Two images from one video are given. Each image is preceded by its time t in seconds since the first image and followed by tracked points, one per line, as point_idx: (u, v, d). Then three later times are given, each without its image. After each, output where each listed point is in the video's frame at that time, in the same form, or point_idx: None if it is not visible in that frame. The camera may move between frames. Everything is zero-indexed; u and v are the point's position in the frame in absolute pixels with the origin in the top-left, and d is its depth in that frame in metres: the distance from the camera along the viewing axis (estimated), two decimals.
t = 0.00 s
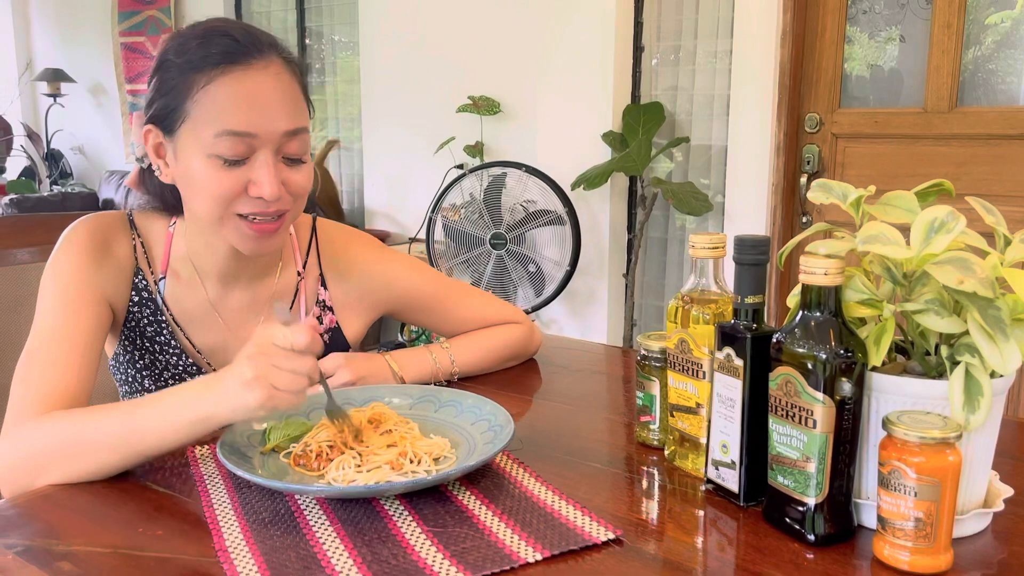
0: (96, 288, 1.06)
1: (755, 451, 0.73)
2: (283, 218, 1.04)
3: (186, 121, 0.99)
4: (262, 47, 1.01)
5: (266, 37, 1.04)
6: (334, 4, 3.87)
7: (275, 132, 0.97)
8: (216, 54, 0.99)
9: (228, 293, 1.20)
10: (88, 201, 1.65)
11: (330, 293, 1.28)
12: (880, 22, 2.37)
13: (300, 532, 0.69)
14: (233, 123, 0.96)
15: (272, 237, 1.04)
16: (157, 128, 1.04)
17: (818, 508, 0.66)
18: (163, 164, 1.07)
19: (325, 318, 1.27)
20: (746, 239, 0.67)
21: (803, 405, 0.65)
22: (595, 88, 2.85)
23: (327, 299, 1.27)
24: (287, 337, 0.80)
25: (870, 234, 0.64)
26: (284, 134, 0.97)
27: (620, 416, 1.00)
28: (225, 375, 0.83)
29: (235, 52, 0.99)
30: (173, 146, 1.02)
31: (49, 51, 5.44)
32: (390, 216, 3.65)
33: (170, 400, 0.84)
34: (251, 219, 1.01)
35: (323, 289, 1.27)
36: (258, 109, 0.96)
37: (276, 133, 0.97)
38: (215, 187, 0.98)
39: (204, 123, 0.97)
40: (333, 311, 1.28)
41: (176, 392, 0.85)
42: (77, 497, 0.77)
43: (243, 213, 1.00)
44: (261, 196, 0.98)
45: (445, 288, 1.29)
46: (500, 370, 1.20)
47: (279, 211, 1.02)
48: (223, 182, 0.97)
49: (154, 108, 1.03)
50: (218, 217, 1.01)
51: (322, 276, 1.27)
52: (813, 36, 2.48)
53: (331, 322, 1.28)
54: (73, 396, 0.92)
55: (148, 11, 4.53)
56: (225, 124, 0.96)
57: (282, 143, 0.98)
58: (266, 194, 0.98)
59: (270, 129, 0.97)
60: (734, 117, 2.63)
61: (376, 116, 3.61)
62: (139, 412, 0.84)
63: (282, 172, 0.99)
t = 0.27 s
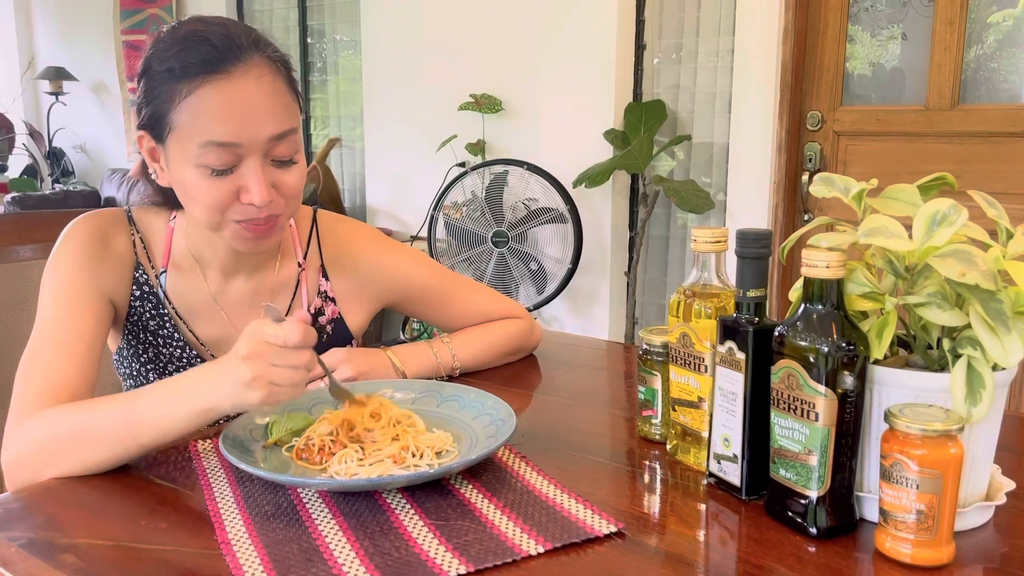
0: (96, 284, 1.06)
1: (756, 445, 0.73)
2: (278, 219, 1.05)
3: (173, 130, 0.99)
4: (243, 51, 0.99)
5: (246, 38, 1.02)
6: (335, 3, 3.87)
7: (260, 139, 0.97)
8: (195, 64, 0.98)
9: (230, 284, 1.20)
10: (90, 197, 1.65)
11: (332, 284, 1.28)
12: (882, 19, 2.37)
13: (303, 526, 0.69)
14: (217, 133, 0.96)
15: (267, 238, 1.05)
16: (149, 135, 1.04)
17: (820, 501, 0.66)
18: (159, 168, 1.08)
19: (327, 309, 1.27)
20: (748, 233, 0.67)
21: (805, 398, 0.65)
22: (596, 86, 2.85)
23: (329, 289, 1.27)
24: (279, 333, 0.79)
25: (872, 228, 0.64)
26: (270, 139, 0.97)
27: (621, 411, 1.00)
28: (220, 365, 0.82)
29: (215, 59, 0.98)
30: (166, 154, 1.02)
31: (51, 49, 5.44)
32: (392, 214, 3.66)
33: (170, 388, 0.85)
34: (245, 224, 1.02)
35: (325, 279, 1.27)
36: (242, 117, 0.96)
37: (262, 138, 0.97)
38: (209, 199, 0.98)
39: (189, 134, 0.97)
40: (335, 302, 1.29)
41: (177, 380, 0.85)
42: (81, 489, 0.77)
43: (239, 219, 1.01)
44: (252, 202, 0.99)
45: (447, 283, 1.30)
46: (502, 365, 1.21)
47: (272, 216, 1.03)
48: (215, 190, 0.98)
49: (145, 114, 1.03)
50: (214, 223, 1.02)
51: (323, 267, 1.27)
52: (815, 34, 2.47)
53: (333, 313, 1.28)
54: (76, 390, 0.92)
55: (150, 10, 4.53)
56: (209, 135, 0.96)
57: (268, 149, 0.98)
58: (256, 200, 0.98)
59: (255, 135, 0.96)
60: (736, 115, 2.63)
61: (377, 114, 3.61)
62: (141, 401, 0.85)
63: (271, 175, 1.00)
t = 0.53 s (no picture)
0: (101, 280, 1.06)
1: (759, 442, 0.73)
2: (287, 220, 1.06)
3: (200, 116, 0.99)
4: (285, 50, 1.00)
5: (286, 38, 1.03)
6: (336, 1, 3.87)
7: (286, 139, 0.97)
8: (236, 55, 0.98)
9: (233, 280, 1.20)
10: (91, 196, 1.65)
11: (334, 283, 1.28)
12: (884, 18, 2.37)
13: (306, 523, 0.69)
14: (246, 126, 0.96)
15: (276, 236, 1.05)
16: (173, 119, 1.05)
17: (823, 499, 0.66)
18: (177, 154, 1.08)
19: (329, 308, 1.27)
20: (751, 230, 0.67)
21: (808, 396, 0.65)
22: (598, 84, 2.85)
23: (331, 288, 1.28)
24: (313, 344, 0.79)
25: (875, 225, 0.64)
26: (297, 139, 0.98)
27: (623, 409, 1.00)
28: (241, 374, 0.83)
29: (256, 53, 0.99)
30: (186, 139, 1.02)
31: (52, 48, 5.45)
32: (393, 213, 3.66)
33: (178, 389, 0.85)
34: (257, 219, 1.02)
35: (327, 279, 1.27)
36: (273, 115, 0.96)
37: (289, 137, 0.97)
38: (222, 188, 0.99)
39: (217, 121, 0.97)
40: (338, 300, 1.29)
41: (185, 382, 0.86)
42: (83, 487, 0.77)
43: (248, 215, 1.02)
44: (268, 199, 0.99)
45: (449, 282, 1.30)
46: (503, 363, 1.21)
47: (284, 215, 1.03)
48: (232, 181, 0.98)
49: (172, 98, 1.04)
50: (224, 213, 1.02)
51: (326, 266, 1.28)
52: (816, 32, 2.47)
53: (335, 313, 1.28)
54: (80, 387, 0.92)
55: (151, 8, 4.54)
56: (239, 125, 0.96)
57: (292, 148, 0.99)
58: (273, 196, 0.99)
59: (285, 132, 0.97)
60: (737, 113, 2.63)
61: (379, 113, 3.61)
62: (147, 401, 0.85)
63: (292, 175, 1.00)
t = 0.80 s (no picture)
0: (113, 277, 1.06)
1: (762, 442, 0.73)
2: (307, 218, 1.04)
3: (217, 112, 0.99)
4: (301, 46, 1.01)
5: (302, 35, 1.04)
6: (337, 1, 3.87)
7: (303, 134, 0.97)
8: (253, 50, 0.99)
9: (246, 281, 1.20)
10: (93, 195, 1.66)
11: (345, 282, 1.28)
12: (886, 17, 2.36)
13: (310, 523, 0.69)
14: (263, 120, 0.96)
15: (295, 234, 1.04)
16: (190, 116, 1.05)
17: (827, 499, 0.66)
18: (196, 152, 1.08)
19: (339, 306, 1.27)
20: (754, 230, 0.67)
21: (812, 396, 0.65)
22: (599, 84, 2.85)
23: (341, 286, 1.27)
24: (311, 348, 0.78)
25: (878, 225, 0.64)
26: (313, 133, 0.97)
27: (625, 408, 1.00)
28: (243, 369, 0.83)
29: (272, 49, 1.00)
30: (204, 136, 1.03)
31: (53, 48, 5.45)
32: (394, 213, 3.66)
33: (183, 389, 0.85)
34: (275, 216, 1.01)
35: (338, 277, 1.27)
36: (289, 108, 0.96)
37: (305, 133, 0.97)
38: (240, 183, 0.98)
39: (233, 116, 0.97)
40: (347, 298, 1.28)
41: (191, 384, 0.85)
42: (88, 487, 0.77)
43: (267, 212, 1.00)
44: (286, 194, 0.98)
45: (453, 281, 1.30)
46: (507, 364, 1.20)
47: (303, 211, 1.02)
48: (250, 177, 0.97)
49: (190, 96, 1.05)
50: (242, 211, 1.01)
51: (337, 263, 1.28)
52: (817, 32, 2.47)
53: (345, 310, 1.28)
54: (85, 387, 0.92)
55: (152, 8, 4.54)
56: (255, 120, 0.96)
57: (309, 143, 0.98)
58: (290, 192, 0.98)
59: (301, 126, 0.96)
60: (738, 112, 2.63)
61: (380, 112, 3.61)
62: (153, 402, 0.85)
63: (309, 171, 0.99)
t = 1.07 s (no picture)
0: (111, 275, 1.06)
1: (761, 440, 0.72)
2: (307, 203, 1.03)
3: (209, 105, 1.00)
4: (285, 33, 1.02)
5: (286, 24, 1.05)
6: None
7: (295, 115, 0.97)
8: (239, 39, 1.00)
9: (245, 279, 1.20)
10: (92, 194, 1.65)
11: (342, 279, 1.28)
12: (886, 16, 2.36)
13: (308, 521, 0.69)
14: (254, 105, 0.96)
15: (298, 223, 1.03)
16: (183, 117, 1.05)
17: (826, 497, 0.66)
18: (190, 154, 1.08)
19: (336, 304, 1.26)
20: (753, 228, 0.67)
21: (812, 393, 0.65)
22: (599, 83, 2.85)
23: (339, 284, 1.27)
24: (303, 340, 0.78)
25: (879, 222, 0.64)
26: (305, 116, 0.97)
27: (625, 407, 1.00)
28: (238, 360, 0.82)
29: (257, 38, 1.01)
30: (198, 134, 1.02)
31: (52, 48, 5.45)
32: (393, 212, 3.65)
33: (182, 387, 0.84)
34: (276, 205, 1.00)
35: (335, 275, 1.27)
36: (278, 90, 0.96)
37: (297, 115, 0.97)
38: (238, 172, 0.97)
39: (225, 106, 0.98)
40: (346, 296, 1.28)
41: (188, 383, 0.85)
42: (86, 485, 0.77)
43: (268, 200, 0.99)
44: (283, 180, 0.97)
45: (452, 280, 1.30)
46: (507, 363, 1.20)
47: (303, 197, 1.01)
48: (247, 165, 0.97)
49: (181, 96, 1.05)
50: (243, 203, 1.00)
51: (334, 261, 1.27)
52: (817, 31, 2.47)
53: (342, 308, 1.27)
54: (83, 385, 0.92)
55: (151, 7, 4.53)
56: (246, 106, 0.96)
57: (303, 127, 0.98)
58: (288, 177, 0.97)
59: (292, 109, 0.96)
60: (737, 111, 2.63)
61: (380, 111, 3.61)
62: (151, 399, 0.84)
63: (304, 155, 0.99)
